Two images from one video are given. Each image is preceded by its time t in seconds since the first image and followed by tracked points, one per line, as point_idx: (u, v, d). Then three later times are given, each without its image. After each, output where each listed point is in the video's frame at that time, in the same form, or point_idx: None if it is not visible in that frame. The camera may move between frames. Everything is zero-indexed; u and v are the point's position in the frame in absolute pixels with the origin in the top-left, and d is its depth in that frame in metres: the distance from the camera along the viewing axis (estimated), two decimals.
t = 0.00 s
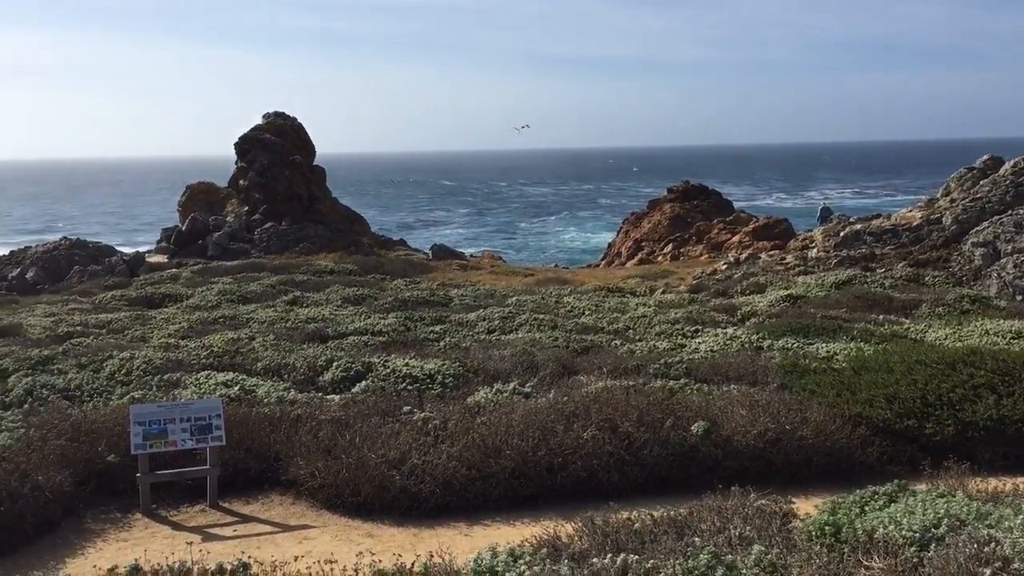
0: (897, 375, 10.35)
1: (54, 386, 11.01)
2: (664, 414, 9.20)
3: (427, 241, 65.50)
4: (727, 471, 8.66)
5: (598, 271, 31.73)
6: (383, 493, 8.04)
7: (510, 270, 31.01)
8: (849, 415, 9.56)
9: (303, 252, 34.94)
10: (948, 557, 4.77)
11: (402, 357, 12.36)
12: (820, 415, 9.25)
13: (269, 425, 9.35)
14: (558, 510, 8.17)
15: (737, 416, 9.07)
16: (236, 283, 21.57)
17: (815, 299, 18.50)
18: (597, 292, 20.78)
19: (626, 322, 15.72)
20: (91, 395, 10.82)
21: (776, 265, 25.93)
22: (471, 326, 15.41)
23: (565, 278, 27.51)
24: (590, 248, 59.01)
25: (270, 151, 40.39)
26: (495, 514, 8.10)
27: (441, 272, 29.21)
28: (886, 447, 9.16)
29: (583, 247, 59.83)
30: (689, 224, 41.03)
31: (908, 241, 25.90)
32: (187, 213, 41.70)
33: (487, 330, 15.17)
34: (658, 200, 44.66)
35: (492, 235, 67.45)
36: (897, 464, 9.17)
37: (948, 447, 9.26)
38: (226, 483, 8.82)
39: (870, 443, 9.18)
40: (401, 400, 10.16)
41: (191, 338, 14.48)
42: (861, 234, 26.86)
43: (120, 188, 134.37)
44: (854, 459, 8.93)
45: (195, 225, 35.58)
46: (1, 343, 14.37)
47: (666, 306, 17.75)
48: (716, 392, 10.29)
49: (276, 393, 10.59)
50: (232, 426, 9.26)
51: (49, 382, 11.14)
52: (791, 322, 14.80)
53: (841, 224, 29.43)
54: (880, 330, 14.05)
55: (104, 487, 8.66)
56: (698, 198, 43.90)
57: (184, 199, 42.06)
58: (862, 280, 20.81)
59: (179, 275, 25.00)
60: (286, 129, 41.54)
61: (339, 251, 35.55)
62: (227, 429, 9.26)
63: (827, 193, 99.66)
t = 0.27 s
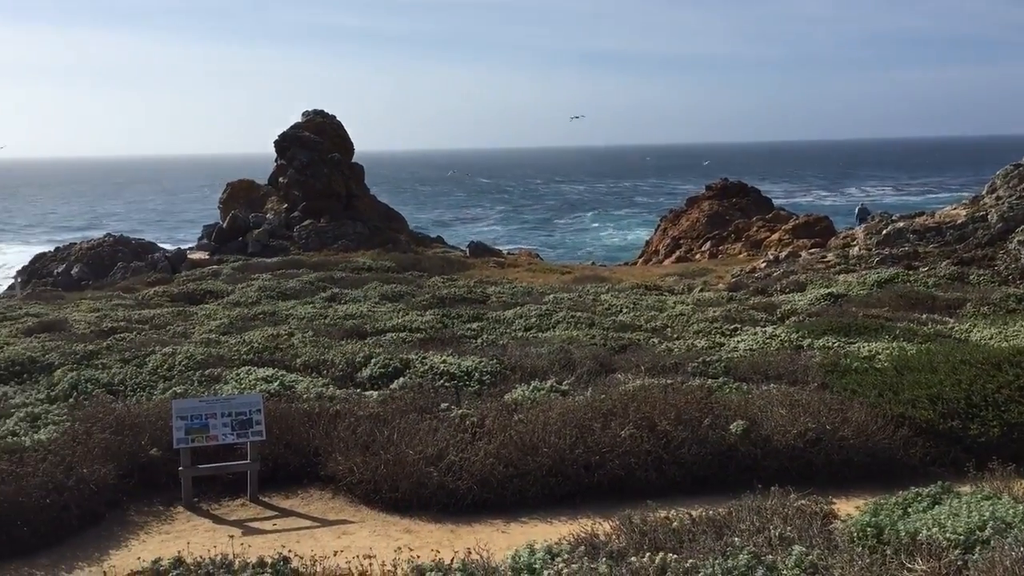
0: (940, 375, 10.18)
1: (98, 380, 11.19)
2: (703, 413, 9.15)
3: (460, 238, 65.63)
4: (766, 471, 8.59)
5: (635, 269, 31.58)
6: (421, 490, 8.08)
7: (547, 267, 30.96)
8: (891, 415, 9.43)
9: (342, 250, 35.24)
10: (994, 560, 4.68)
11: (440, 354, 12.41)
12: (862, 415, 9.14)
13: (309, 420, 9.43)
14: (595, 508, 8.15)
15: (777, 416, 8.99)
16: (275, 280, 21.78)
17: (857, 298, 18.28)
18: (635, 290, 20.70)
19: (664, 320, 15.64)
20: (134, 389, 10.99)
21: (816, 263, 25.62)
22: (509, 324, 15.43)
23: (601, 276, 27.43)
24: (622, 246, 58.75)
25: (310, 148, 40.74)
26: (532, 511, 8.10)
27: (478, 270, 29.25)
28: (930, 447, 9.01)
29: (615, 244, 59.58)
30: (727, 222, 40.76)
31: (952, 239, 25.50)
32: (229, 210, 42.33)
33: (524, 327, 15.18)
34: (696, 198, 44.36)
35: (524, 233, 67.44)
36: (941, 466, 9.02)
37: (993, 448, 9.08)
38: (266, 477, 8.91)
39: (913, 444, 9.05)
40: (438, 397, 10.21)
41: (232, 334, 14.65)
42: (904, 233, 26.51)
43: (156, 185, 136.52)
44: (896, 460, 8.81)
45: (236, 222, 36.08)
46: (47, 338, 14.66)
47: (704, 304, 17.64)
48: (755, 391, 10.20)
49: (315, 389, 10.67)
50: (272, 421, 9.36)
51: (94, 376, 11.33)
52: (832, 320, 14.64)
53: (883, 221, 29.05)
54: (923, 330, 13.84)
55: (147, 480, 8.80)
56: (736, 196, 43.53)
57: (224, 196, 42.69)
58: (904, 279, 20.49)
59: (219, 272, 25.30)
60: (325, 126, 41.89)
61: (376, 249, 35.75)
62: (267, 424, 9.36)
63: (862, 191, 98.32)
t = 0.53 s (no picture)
0: (986, 375, 10.00)
1: (141, 375, 11.36)
2: (742, 412, 9.08)
3: (492, 236, 65.73)
4: (807, 472, 8.51)
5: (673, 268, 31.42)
6: (459, 487, 8.10)
7: (584, 265, 30.92)
8: (934, 416, 9.28)
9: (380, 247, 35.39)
10: None
11: (477, 352, 12.44)
12: (904, 416, 9.01)
13: (347, 416, 9.50)
14: (633, 507, 8.12)
15: (817, 416, 8.90)
16: (314, 277, 21.97)
17: (899, 297, 18.03)
18: (673, 288, 20.61)
19: (702, 319, 15.55)
20: (175, 384, 11.14)
21: (858, 262, 25.28)
22: (545, 321, 15.44)
23: (639, 274, 27.32)
24: (656, 244, 58.44)
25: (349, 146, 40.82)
26: (569, 509, 8.09)
27: (516, 267, 29.29)
28: (974, 449, 8.85)
29: (649, 242, 59.28)
30: (766, 220, 40.39)
31: (998, 238, 25.06)
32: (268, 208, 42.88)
33: (562, 325, 15.16)
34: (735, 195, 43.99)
35: (557, 230, 67.35)
36: (986, 468, 8.86)
37: None
38: (305, 473, 8.99)
39: (957, 446, 8.90)
40: (476, 394, 10.23)
41: (272, 330, 14.80)
42: (949, 231, 26.10)
43: (190, 183, 138.50)
44: (939, 461, 8.68)
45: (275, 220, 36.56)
46: (92, 333, 14.92)
47: (743, 303, 17.50)
48: (795, 391, 10.11)
49: (353, 385, 10.75)
50: (310, 417, 9.44)
51: (137, 372, 11.50)
52: (873, 320, 14.46)
53: (926, 220, 28.62)
54: (968, 329, 13.60)
55: (189, 474, 8.91)
56: (776, 193, 43.10)
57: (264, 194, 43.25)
58: (948, 278, 20.15)
59: (259, 269, 25.58)
60: (364, 125, 41.98)
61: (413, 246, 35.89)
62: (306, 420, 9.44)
63: (900, 188, 96.84)
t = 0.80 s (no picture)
0: None
1: (179, 371, 11.50)
2: (778, 413, 9.01)
3: (521, 234, 65.71)
4: (844, 473, 8.43)
5: (707, 267, 31.24)
6: (492, 485, 8.11)
7: (617, 264, 30.83)
8: (975, 419, 9.14)
9: (414, 244, 35.44)
10: None
11: (511, 350, 12.46)
12: (944, 418, 8.88)
13: (381, 413, 9.55)
14: (667, 507, 8.09)
15: (855, 417, 8.81)
16: (348, 275, 22.11)
17: (939, 297, 17.78)
18: (708, 287, 20.49)
19: (737, 318, 15.45)
20: (212, 379, 11.26)
21: (897, 262, 24.96)
22: (579, 320, 15.42)
23: (674, 273, 27.18)
24: (686, 243, 58.09)
25: (384, 146, 40.97)
26: (603, 508, 8.07)
27: (549, 265, 29.27)
28: (1016, 452, 8.70)
29: (679, 241, 58.94)
30: (802, 219, 40.03)
31: None
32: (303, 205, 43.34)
33: (595, 324, 15.13)
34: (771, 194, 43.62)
35: (586, 229, 67.16)
36: None
37: None
38: (340, 469, 9.05)
39: (998, 449, 8.76)
40: (509, 392, 10.24)
41: (307, 327, 14.92)
42: (990, 231, 25.71)
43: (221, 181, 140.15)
44: (980, 464, 8.55)
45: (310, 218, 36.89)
46: (130, 329, 15.12)
47: (779, 303, 17.36)
48: (832, 392, 10.01)
49: (388, 382, 10.80)
50: (345, 414, 9.50)
51: (175, 367, 11.64)
52: (913, 320, 14.29)
53: (967, 220, 28.20)
54: (1010, 330, 13.39)
55: (226, 469, 9.00)
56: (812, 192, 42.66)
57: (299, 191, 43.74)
58: (989, 278, 19.83)
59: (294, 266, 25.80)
60: (399, 122, 42.07)
61: (447, 243, 35.93)
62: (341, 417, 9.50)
63: (939, 188, 95.26)
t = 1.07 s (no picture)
0: None
1: (213, 367, 11.60)
2: (811, 415, 8.96)
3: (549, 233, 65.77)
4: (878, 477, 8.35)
5: (739, 267, 31.06)
6: (523, 484, 8.12)
7: (648, 264, 30.74)
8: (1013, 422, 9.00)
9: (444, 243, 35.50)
10: None
11: (541, 349, 12.47)
12: (981, 421, 8.77)
13: (412, 412, 9.59)
14: (698, 508, 8.06)
15: (889, 420, 8.73)
16: (379, 273, 22.22)
17: (977, 299, 17.53)
18: (741, 287, 20.38)
19: (769, 319, 15.36)
20: (246, 376, 11.36)
21: (932, 263, 24.66)
22: (610, 320, 15.40)
23: (705, 273, 27.06)
24: (713, 243, 57.77)
25: (414, 143, 41.10)
26: (634, 509, 8.04)
27: (580, 265, 29.25)
28: None
29: (706, 240, 58.61)
30: (835, 219, 39.71)
31: None
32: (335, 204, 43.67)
33: (626, 323, 15.11)
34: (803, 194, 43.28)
35: (612, 228, 66.98)
36: None
37: None
38: (370, 466, 9.10)
39: None
40: (540, 391, 10.25)
41: (338, 325, 15.01)
42: None
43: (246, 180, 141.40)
44: (1017, 469, 8.44)
45: (343, 217, 37.08)
46: (165, 325, 15.30)
47: (812, 303, 17.23)
48: (865, 394, 9.92)
49: (419, 380, 10.84)
50: (376, 411, 9.56)
51: (209, 364, 11.75)
52: (950, 322, 14.12)
53: (1004, 221, 27.79)
54: None
55: (258, 465, 9.08)
56: (846, 191, 42.28)
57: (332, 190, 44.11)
58: None
59: (326, 264, 25.98)
60: (430, 122, 42.28)
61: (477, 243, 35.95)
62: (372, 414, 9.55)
63: (974, 188, 93.81)
